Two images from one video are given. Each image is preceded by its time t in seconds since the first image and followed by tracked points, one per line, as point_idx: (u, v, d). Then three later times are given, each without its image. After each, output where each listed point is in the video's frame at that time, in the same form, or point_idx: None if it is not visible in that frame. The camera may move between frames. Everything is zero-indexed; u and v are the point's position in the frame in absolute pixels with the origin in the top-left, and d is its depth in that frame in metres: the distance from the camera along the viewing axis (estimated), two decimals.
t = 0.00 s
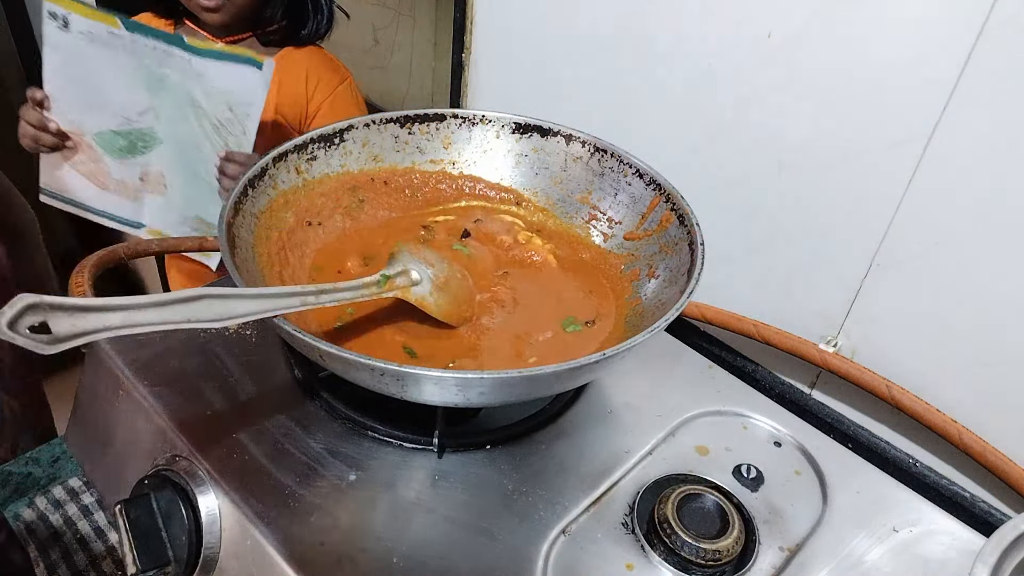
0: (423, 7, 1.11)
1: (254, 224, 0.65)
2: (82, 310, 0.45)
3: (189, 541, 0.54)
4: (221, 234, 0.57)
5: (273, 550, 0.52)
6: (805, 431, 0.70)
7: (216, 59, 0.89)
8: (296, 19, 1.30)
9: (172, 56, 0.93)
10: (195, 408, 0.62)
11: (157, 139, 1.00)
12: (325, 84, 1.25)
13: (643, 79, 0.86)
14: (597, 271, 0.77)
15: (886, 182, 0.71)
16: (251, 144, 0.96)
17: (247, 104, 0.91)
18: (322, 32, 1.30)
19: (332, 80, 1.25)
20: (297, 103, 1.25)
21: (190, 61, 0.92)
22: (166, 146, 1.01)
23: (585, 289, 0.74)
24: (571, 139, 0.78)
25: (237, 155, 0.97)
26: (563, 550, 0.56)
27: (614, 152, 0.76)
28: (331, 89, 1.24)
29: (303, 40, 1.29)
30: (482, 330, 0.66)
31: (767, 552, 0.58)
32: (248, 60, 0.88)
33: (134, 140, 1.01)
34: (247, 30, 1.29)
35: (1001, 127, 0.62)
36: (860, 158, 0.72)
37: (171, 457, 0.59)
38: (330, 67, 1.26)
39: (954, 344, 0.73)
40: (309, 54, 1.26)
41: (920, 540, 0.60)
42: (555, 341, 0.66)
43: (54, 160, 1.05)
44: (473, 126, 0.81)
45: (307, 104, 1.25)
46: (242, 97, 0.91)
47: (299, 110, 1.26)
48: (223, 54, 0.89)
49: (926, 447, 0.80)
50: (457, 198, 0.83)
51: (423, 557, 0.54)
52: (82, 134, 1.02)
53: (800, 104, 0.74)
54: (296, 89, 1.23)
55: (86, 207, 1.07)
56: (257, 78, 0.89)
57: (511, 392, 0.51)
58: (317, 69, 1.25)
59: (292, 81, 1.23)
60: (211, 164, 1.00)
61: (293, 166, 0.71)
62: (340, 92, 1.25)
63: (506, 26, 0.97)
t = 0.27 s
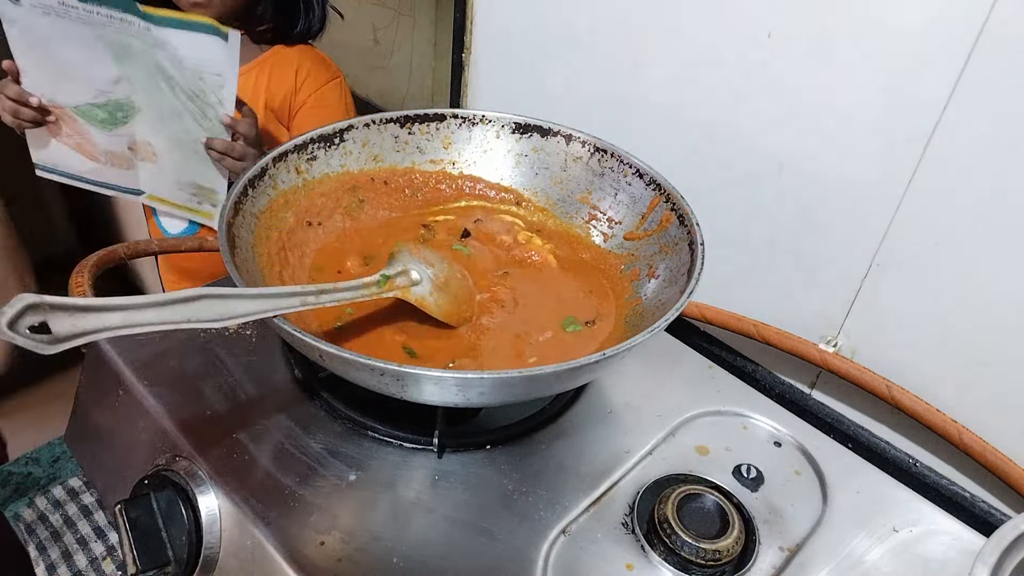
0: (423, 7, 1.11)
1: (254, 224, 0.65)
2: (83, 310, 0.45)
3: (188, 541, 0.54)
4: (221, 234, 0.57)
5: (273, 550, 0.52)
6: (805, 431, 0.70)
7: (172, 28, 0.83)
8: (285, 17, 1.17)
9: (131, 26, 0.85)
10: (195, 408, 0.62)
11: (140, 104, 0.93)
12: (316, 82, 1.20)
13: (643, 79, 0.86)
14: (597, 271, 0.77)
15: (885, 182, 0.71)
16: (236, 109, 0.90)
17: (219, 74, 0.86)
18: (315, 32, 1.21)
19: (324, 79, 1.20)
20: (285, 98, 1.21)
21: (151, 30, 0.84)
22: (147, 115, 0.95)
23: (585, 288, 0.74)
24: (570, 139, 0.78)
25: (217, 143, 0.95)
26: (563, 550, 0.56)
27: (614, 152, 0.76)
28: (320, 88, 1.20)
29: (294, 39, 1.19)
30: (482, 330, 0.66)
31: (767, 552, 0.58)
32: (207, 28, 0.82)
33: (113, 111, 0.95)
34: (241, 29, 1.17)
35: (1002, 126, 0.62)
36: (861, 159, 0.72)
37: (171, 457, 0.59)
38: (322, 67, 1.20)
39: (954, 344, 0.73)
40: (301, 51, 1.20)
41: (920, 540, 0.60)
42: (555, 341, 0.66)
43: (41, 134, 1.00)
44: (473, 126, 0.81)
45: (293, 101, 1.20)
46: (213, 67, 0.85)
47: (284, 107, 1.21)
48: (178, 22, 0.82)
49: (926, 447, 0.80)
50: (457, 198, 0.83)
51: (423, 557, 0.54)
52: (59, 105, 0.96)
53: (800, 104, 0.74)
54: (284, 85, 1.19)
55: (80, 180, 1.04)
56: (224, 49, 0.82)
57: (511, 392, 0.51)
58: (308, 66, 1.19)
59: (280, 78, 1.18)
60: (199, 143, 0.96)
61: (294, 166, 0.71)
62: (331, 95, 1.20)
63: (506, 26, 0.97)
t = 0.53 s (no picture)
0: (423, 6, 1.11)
1: (254, 224, 0.65)
2: (83, 310, 0.45)
3: (188, 541, 0.54)
4: (221, 234, 0.57)
5: (273, 550, 0.52)
6: (805, 431, 0.70)
7: (76, 26, 0.80)
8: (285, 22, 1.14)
9: (32, 24, 0.78)
10: (195, 408, 0.62)
11: (80, 120, 0.87)
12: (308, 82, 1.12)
13: (643, 79, 0.86)
14: (597, 271, 0.77)
15: (885, 182, 0.71)
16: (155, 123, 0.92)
17: (138, 81, 0.85)
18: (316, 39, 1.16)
19: (318, 83, 1.12)
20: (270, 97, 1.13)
21: (49, 29, 0.79)
22: (83, 126, 0.88)
23: (585, 288, 0.74)
24: (570, 139, 0.78)
25: (154, 147, 0.94)
26: (563, 550, 0.56)
27: (613, 152, 0.76)
28: (310, 89, 1.11)
29: (293, 45, 1.15)
30: (482, 331, 0.66)
31: (767, 552, 0.58)
32: (115, 29, 0.81)
33: (49, 122, 0.86)
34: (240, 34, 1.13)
35: (1002, 125, 0.62)
36: (861, 160, 0.72)
37: (172, 457, 0.59)
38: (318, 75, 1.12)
39: (955, 345, 0.73)
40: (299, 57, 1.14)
41: (920, 540, 0.60)
42: (555, 342, 0.66)
43: None
44: (473, 126, 0.81)
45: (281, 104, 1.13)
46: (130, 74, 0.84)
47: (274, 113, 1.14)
48: (91, 23, 0.80)
49: (926, 447, 0.80)
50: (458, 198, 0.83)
51: (423, 557, 0.54)
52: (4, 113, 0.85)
53: (800, 103, 0.74)
54: (272, 85, 1.12)
55: (13, 190, 0.91)
56: (129, 45, 0.83)
57: (511, 392, 0.51)
58: (302, 69, 1.12)
59: (268, 81, 1.12)
60: (131, 156, 0.94)
61: (294, 166, 0.71)
62: (322, 99, 1.11)
63: (506, 26, 0.97)
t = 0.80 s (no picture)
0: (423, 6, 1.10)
1: (254, 224, 0.65)
2: (83, 310, 0.45)
3: (189, 541, 0.54)
4: (221, 234, 0.57)
5: (273, 551, 0.52)
6: (805, 431, 0.70)
7: None
8: (202, 37, 0.96)
9: None
10: (195, 408, 0.62)
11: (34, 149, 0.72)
12: (218, 99, 1.00)
13: (643, 79, 0.86)
14: (597, 271, 0.77)
15: (885, 182, 0.71)
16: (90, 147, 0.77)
17: None
18: (237, 58, 1.01)
19: (239, 100, 1.02)
20: (186, 118, 0.99)
21: None
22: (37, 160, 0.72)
23: (585, 288, 0.74)
24: (570, 139, 0.78)
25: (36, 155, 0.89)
26: (563, 550, 0.56)
27: (614, 152, 0.76)
28: (232, 109, 1.01)
29: (213, 64, 0.99)
30: (482, 331, 0.66)
31: (767, 552, 0.58)
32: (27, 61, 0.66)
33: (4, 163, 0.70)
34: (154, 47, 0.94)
35: (1001, 125, 0.62)
36: (861, 161, 0.72)
37: (172, 457, 0.59)
38: (232, 92, 1.01)
39: (955, 345, 0.73)
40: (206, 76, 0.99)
41: (920, 540, 0.60)
42: (555, 342, 0.66)
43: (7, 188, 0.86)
44: (473, 126, 0.81)
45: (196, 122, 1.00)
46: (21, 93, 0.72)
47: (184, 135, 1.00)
48: None
49: (926, 447, 0.80)
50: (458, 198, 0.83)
51: (422, 557, 0.54)
52: None
53: (800, 103, 0.74)
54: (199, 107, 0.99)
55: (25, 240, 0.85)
56: None
57: (511, 392, 0.51)
58: (218, 85, 1.00)
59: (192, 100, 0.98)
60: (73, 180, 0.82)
61: (294, 166, 0.71)
62: (238, 118, 1.02)
63: (506, 26, 0.97)
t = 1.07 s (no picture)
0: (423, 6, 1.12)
1: (254, 224, 0.65)
2: (83, 309, 0.45)
3: (189, 541, 0.54)
4: (221, 234, 0.57)
5: (272, 550, 0.52)
6: (805, 431, 0.70)
7: None
8: (149, 40, 1.03)
9: None
10: (194, 408, 0.62)
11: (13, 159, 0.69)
12: (172, 107, 1.03)
13: (642, 79, 0.85)
14: (597, 271, 0.77)
15: (885, 182, 0.71)
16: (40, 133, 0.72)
17: None
18: (188, 63, 1.08)
19: (192, 106, 1.05)
20: (134, 125, 1.03)
21: None
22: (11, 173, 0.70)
23: (585, 288, 0.74)
24: (570, 139, 0.78)
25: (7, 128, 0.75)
26: (563, 550, 0.56)
27: (613, 152, 0.76)
28: (181, 114, 1.03)
29: (162, 70, 1.06)
30: (482, 331, 0.66)
31: (767, 552, 0.58)
32: None
33: None
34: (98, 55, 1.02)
35: (1001, 125, 0.62)
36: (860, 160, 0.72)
37: (172, 457, 0.59)
38: (189, 99, 1.05)
39: (955, 345, 0.73)
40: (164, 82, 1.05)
41: (920, 540, 0.60)
42: (555, 342, 0.66)
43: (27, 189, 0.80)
44: (473, 125, 0.81)
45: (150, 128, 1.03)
46: None
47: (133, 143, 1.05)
48: None
49: (926, 447, 0.80)
50: (457, 198, 0.83)
51: (422, 557, 0.54)
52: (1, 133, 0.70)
53: (799, 103, 0.74)
54: (143, 114, 1.03)
55: None
56: None
57: (511, 392, 0.51)
58: (171, 93, 1.04)
59: (139, 108, 1.03)
60: None
61: (294, 166, 0.71)
62: (193, 124, 1.04)
63: (506, 26, 0.97)
